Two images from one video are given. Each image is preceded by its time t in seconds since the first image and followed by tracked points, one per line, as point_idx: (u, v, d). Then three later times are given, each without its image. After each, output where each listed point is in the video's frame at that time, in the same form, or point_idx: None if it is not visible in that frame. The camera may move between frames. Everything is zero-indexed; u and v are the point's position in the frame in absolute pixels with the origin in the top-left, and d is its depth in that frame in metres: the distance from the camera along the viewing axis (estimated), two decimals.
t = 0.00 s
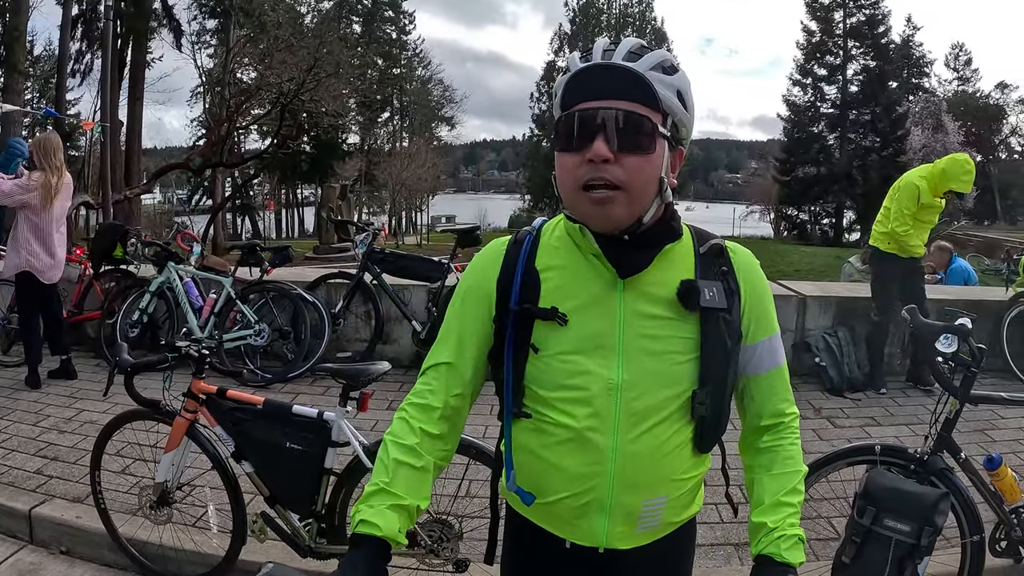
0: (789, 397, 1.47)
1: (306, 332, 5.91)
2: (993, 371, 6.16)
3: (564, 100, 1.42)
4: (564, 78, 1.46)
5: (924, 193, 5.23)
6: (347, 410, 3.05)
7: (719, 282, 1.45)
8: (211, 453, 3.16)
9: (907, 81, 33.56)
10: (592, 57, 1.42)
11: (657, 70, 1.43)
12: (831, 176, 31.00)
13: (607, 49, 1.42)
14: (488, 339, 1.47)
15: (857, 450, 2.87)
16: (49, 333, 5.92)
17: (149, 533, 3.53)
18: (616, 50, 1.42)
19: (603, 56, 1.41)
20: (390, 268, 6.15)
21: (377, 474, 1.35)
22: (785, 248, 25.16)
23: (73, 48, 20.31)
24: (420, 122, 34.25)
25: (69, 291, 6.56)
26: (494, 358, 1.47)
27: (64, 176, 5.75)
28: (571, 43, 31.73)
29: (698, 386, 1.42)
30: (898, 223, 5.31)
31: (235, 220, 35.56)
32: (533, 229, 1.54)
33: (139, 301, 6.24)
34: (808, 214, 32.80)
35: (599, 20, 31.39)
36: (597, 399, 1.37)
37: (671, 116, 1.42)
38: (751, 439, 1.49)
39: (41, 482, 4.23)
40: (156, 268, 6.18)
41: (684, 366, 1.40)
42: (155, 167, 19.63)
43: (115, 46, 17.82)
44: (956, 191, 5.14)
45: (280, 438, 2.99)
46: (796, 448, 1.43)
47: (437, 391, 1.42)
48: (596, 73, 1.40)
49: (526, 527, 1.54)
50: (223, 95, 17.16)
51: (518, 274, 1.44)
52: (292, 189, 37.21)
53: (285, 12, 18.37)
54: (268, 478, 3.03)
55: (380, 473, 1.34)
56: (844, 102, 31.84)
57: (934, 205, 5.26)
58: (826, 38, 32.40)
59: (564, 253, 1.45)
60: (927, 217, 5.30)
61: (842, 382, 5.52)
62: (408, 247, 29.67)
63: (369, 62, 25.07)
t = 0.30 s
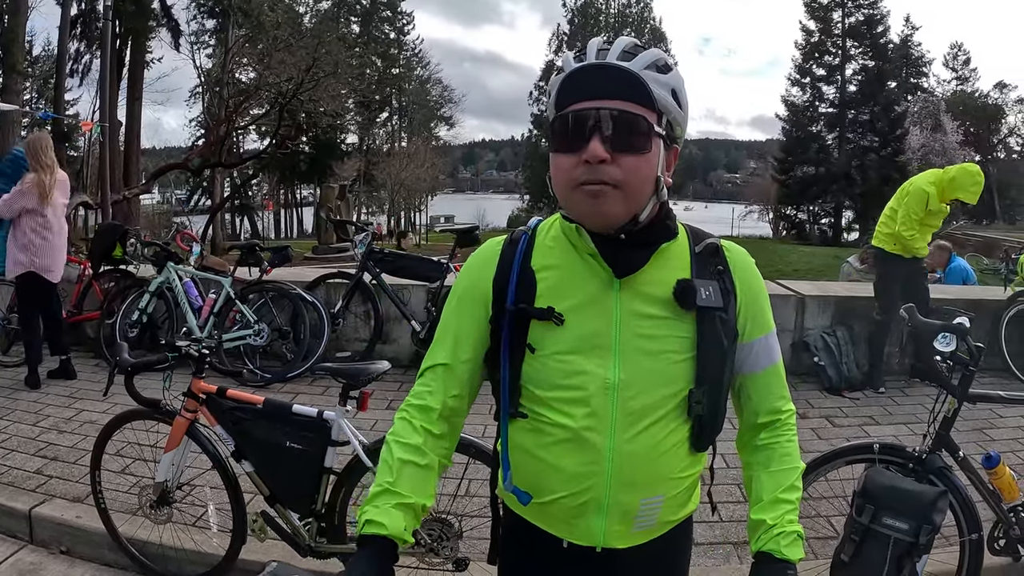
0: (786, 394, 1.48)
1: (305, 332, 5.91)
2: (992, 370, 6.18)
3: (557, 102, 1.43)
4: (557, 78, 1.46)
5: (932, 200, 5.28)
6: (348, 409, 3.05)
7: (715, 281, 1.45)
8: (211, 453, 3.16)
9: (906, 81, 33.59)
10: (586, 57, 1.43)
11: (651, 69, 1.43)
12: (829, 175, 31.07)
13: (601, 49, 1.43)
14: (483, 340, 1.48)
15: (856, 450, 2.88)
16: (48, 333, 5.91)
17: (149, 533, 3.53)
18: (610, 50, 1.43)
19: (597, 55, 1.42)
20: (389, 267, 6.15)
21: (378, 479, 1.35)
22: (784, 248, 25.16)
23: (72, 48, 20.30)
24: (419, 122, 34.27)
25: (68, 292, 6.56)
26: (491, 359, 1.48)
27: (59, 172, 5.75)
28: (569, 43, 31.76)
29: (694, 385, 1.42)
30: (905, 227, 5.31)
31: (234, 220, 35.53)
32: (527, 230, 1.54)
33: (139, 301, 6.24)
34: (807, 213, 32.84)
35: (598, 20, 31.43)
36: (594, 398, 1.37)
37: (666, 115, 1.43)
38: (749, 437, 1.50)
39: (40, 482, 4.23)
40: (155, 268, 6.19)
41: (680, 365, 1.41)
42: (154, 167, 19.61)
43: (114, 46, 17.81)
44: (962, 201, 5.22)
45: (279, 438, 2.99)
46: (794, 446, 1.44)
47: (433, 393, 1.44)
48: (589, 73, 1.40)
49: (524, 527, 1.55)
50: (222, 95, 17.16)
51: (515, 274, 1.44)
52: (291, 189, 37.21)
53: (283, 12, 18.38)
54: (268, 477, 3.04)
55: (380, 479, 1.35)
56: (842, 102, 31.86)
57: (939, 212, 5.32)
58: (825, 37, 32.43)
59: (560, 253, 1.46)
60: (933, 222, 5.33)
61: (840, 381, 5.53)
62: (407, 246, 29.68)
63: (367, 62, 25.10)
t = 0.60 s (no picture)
0: (781, 394, 1.49)
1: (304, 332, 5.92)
2: (990, 369, 6.20)
3: (551, 106, 1.44)
4: (550, 82, 1.47)
5: (947, 190, 5.35)
6: (347, 409, 3.05)
7: (710, 283, 1.46)
8: (211, 453, 3.17)
9: (904, 80, 33.60)
10: (578, 59, 1.44)
11: (644, 70, 1.44)
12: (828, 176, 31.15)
13: (593, 51, 1.44)
14: (478, 343, 1.49)
15: (854, 449, 2.89)
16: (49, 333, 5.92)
17: (149, 533, 3.53)
18: (602, 53, 1.44)
19: (588, 58, 1.43)
20: (388, 267, 6.15)
21: (371, 481, 1.36)
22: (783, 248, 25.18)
23: (71, 48, 20.29)
24: (418, 122, 34.30)
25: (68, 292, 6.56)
26: (486, 361, 1.49)
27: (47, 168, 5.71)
28: (568, 42, 31.81)
29: (690, 386, 1.44)
30: (923, 220, 5.37)
31: (234, 220, 35.54)
32: (521, 232, 1.55)
33: (138, 301, 6.25)
34: (805, 213, 32.90)
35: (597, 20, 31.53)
36: (589, 401, 1.38)
37: (658, 116, 1.44)
38: (745, 437, 1.51)
39: (40, 483, 4.23)
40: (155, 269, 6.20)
41: (675, 367, 1.42)
42: (153, 168, 19.59)
43: (113, 47, 17.83)
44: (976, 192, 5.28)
45: (279, 438, 3.00)
46: (789, 445, 1.45)
47: (428, 395, 1.45)
48: (581, 77, 1.41)
49: (521, 528, 1.56)
50: (221, 95, 17.21)
51: (509, 277, 1.45)
52: (289, 189, 37.22)
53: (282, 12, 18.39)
54: (268, 478, 3.05)
55: (374, 479, 1.36)
56: (841, 102, 31.88)
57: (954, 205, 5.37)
58: (823, 38, 32.45)
59: (554, 256, 1.47)
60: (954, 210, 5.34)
61: (839, 381, 5.55)
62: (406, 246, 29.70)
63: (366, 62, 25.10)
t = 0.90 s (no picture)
0: (775, 394, 1.50)
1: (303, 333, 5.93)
2: (988, 369, 6.22)
3: (549, 106, 1.44)
4: (549, 82, 1.48)
5: (953, 182, 5.46)
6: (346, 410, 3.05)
7: (705, 283, 1.47)
8: (211, 453, 3.17)
9: (903, 80, 33.62)
10: (578, 61, 1.45)
11: (643, 71, 1.45)
12: (826, 175, 31.21)
13: (592, 53, 1.45)
14: (474, 343, 1.49)
15: (852, 447, 2.89)
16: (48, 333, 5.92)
17: (149, 533, 3.54)
18: (602, 53, 1.45)
19: (588, 59, 1.44)
20: (386, 268, 6.16)
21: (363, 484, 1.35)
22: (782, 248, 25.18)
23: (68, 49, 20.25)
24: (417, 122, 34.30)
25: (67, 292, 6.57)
26: (482, 362, 1.49)
27: (37, 168, 5.60)
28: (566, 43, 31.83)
29: (686, 386, 1.44)
30: (936, 215, 5.43)
31: (232, 220, 35.53)
32: (516, 233, 1.56)
33: (137, 301, 6.24)
34: (804, 213, 32.94)
35: (595, 20, 31.54)
36: (585, 401, 1.39)
37: (656, 117, 1.45)
38: (739, 436, 1.51)
39: (39, 483, 4.23)
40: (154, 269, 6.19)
41: (670, 367, 1.43)
42: (151, 169, 19.57)
43: (112, 47, 17.81)
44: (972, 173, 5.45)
45: (279, 438, 3.00)
46: (783, 445, 1.46)
47: (422, 396, 1.45)
48: (581, 78, 1.42)
49: (517, 529, 1.56)
50: (219, 95, 17.24)
51: (504, 279, 1.46)
52: (288, 189, 37.20)
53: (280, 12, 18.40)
54: (267, 477, 3.05)
55: (368, 482, 1.36)
56: (839, 101, 31.89)
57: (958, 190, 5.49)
58: (822, 37, 32.46)
59: (549, 257, 1.48)
60: (960, 202, 5.48)
61: (837, 380, 5.56)
62: (405, 246, 29.70)
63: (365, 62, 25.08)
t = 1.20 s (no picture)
0: (769, 394, 1.51)
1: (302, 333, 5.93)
2: (986, 368, 6.23)
3: (549, 108, 1.44)
4: (546, 83, 1.47)
5: (941, 171, 5.58)
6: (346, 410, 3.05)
7: (699, 284, 1.48)
8: (210, 454, 3.16)
9: (902, 80, 33.66)
10: (579, 63, 1.45)
11: (642, 75, 1.46)
12: (825, 175, 31.27)
13: (594, 55, 1.45)
14: (468, 346, 1.49)
15: (851, 448, 2.89)
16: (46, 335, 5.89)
17: (148, 534, 3.54)
18: (603, 56, 1.45)
19: (590, 61, 1.44)
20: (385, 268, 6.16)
21: (362, 490, 1.35)
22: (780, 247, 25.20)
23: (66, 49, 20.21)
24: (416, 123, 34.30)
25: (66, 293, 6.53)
26: (478, 365, 1.49)
27: (22, 168, 5.64)
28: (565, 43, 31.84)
29: (682, 388, 1.45)
30: (931, 207, 5.50)
31: (231, 221, 35.50)
32: (510, 235, 1.56)
33: (136, 302, 6.22)
34: (802, 213, 32.97)
35: (594, 21, 31.54)
36: (583, 405, 1.39)
37: (654, 120, 1.46)
38: (733, 436, 1.52)
39: (39, 484, 4.23)
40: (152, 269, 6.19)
41: (666, 369, 1.44)
42: (150, 169, 19.57)
43: (110, 47, 17.78)
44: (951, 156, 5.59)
45: (279, 439, 3.01)
46: (778, 444, 1.47)
47: (418, 401, 1.44)
48: (581, 80, 1.42)
49: (514, 531, 1.56)
50: (218, 95, 17.27)
51: (499, 282, 1.46)
52: (286, 190, 37.18)
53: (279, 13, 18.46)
54: (267, 478, 3.05)
55: (369, 489, 1.35)
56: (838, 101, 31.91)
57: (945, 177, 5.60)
58: (820, 37, 32.47)
59: (544, 260, 1.48)
60: (951, 187, 5.61)
61: (836, 381, 5.57)
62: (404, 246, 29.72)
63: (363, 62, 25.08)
